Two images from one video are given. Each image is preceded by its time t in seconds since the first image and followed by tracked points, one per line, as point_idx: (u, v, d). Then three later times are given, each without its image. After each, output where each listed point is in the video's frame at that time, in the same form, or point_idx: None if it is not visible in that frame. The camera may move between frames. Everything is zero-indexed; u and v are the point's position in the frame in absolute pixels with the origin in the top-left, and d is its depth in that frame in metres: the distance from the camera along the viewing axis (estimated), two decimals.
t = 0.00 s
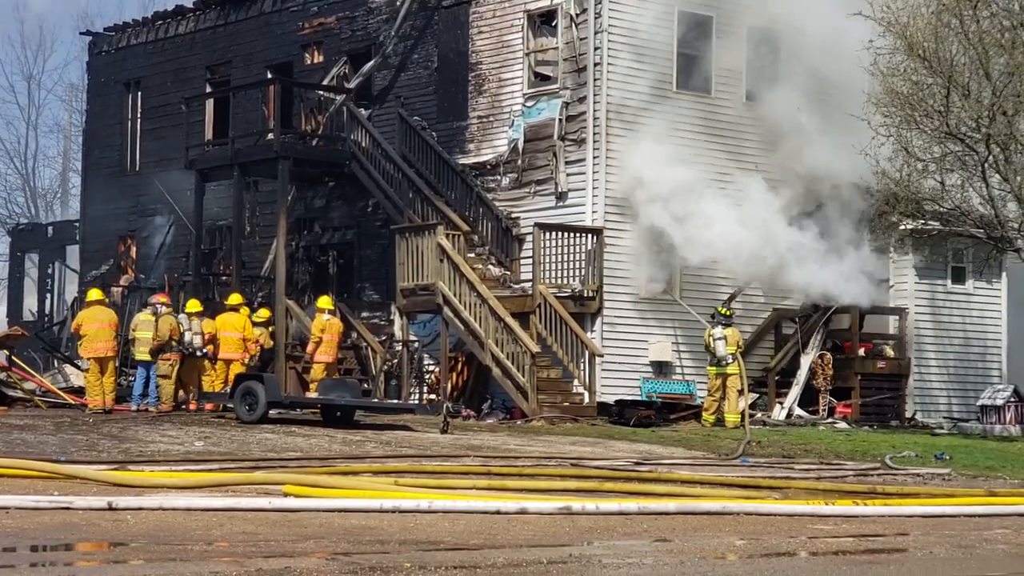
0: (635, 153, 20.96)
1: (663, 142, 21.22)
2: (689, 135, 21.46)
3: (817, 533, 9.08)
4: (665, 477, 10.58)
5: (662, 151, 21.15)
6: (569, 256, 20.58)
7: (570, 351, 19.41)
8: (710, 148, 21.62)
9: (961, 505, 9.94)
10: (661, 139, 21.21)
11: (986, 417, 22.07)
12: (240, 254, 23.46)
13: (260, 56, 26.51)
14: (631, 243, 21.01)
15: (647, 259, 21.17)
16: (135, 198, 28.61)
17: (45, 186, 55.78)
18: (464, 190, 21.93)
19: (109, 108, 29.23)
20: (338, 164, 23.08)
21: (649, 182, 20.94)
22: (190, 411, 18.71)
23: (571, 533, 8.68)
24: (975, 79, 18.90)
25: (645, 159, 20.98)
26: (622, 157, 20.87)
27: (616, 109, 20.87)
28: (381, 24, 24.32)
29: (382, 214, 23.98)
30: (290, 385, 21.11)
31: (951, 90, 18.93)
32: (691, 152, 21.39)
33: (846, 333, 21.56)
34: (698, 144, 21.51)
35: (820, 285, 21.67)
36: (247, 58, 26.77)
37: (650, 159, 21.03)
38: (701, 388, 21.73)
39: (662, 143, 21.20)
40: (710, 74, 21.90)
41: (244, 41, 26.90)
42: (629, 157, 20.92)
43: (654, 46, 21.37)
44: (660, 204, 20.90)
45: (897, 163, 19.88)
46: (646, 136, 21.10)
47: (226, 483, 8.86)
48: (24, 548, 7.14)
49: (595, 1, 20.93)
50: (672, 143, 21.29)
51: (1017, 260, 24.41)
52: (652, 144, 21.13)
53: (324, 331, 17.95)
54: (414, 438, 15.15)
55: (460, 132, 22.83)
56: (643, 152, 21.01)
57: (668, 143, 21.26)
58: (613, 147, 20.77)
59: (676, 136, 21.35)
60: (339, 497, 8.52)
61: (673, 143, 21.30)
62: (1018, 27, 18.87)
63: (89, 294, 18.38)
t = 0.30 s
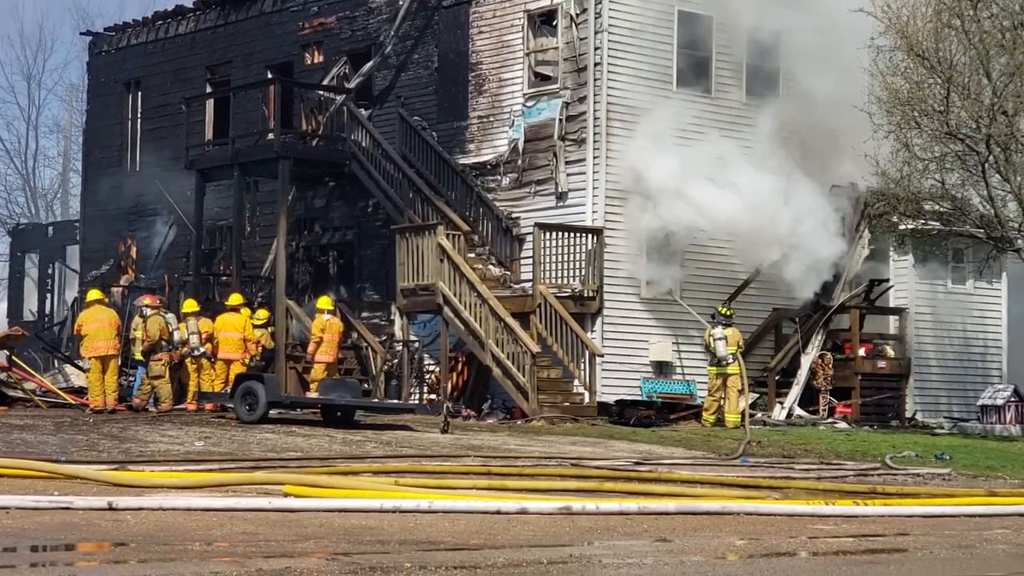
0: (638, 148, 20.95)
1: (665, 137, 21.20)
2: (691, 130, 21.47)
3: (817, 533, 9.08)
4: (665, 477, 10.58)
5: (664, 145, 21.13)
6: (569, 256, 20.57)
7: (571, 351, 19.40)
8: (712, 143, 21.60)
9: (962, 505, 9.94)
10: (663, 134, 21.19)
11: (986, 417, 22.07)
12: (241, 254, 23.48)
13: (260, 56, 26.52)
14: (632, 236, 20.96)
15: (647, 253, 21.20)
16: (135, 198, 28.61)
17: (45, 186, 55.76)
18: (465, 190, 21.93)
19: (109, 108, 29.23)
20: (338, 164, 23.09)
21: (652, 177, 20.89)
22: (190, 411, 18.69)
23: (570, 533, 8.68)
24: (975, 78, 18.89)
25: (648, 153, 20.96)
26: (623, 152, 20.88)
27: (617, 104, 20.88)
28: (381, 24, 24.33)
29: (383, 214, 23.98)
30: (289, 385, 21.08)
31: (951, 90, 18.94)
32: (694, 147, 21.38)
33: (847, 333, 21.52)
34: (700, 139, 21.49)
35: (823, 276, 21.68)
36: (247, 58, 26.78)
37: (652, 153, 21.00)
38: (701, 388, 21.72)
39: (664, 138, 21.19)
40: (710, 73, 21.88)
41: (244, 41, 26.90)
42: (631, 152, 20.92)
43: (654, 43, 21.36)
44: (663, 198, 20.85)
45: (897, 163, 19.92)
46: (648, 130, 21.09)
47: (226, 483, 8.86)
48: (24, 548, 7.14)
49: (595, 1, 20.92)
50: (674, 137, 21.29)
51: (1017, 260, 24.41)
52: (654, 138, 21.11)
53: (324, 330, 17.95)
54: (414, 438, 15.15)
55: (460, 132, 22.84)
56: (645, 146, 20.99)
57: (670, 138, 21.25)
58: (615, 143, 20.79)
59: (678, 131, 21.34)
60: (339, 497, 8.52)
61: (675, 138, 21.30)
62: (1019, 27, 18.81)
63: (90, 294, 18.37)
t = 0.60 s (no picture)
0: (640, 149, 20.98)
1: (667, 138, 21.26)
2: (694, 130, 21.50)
3: (817, 533, 9.09)
4: (665, 478, 10.59)
5: (663, 146, 21.16)
6: (569, 256, 20.56)
7: (570, 351, 19.40)
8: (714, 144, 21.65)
9: (962, 506, 9.94)
10: (665, 135, 21.23)
11: (986, 418, 22.07)
12: (241, 255, 23.51)
13: (260, 56, 26.52)
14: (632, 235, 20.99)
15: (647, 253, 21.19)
16: (135, 198, 28.63)
17: (45, 186, 55.78)
18: (465, 190, 21.93)
19: (109, 109, 29.24)
20: (338, 165, 23.09)
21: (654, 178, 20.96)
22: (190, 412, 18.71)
23: (570, 533, 8.69)
24: (974, 78, 18.85)
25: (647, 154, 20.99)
26: (626, 153, 20.92)
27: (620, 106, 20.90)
28: (381, 25, 24.32)
29: (382, 214, 23.98)
30: (289, 385, 21.08)
31: (950, 90, 18.93)
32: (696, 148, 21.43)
33: (847, 334, 21.54)
34: (701, 140, 21.53)
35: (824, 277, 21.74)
36: (247, 58, 26.78)
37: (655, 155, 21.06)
38: (702, 388, 21.71)
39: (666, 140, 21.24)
40: (710, 72, 21.87)
41: (244, 41, 26.90)
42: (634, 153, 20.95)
43: (654, 43, 21.36)
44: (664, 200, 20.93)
45: (897, 164, 19.91)
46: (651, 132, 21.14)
47: (226, 483, 8.86)
48: (24, 548, 7.16)
49: (595, 1, 20.91)
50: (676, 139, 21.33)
51: (1017, 260, 24.41)
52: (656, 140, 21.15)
53: (324, 331, 17.95)
54: (414, 438, 15.17)
55: (460, 133, 22.84)
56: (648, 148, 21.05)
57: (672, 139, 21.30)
58: (617, 144, 20.81)
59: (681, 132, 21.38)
60: (340, 498, 8.52)
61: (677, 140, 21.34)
62: (1019, 28, 18.75)
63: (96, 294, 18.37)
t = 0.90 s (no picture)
0: (642, 149, 21.00)
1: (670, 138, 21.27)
2: (696, 130, 21.53)
3: (817, 534, 9.09)
4: (665, 478, 10.59)
5: (663, 147, 21.17)
6: (570, 257, 20.56)
7: (570, 351, 19.38)
8: (716, 144, 21.67)
9: (962, 506, 9.94)
10: (666, 135, 21.25)
11: (986, 418, 22.05)
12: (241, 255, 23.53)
13: (260, 56, 26.52)
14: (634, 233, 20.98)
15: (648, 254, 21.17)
16: (136, 199, 28.65)
17: (46, 187, 55.81)
18: (465, 191, 21.92)
19: (110, 109, 29.24)
20: (338, 165, 23.10)
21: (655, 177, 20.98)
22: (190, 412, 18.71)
23: (571, 533, 8.70)
24: (974, 79, 18.83)
25: (647, 156, 21.00)
26: (627, 154, 20.91)
27: (621, 104, 20.91)
28: (381, 25, 24.32)
29: (382, 214, 23.97)
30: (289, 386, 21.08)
31: (950, 90, 18.88)
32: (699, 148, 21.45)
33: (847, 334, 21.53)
34: (701, 142, 21.54)
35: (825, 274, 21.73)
36: (247, 58, 26.78)
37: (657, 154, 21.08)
38: (702, 389, 21.70)
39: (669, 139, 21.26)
40: (709, 73, 21.87)
41: (244, 42, 26.91)
42: (636, 153, 20.94)
43: (654, 46, 21.35)
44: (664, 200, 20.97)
45: (897, 165, 19.89)
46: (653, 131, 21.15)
47: (227, 484, 8.87)
48: (25, 549, 7.16)
49: (595, 2, 20.90)
50: (679, 138, 21.34)
51: (1017, 260, 24.41)
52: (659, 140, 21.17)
53: (323, 331, 17.99)
54: (414, 439, 15.17)
55: (460, 133, 22.84)
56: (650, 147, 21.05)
57: (674, 139, 21.31)
58: (619, 143, 20.82)
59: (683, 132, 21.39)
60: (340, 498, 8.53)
61: (679, 139, 21.35)
62: (1019, 27, 18.76)
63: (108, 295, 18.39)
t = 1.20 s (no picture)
0: (642, 150, 21.01)
1: (670, 139, 21.28)
2: (696, 131, 21.53)
3: (817, 534, 9.10)
4: (665, 478, 10.61)
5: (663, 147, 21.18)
6: (569, 257, 20.55)
7: (570, 352, 19.39)
8: (716, 146, 21.67)
9: (962, 506, 9.95)
10: (666, 136, 21.26)
11: (986, 418, 22.05)
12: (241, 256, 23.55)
13: (260, 57, 26.53)
14: (633, 233, 20.98)
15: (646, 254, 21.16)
16: (136, 200, 28.65)
17: (46, 188, 55.81)
18: (465, 191, 21.93)
19: (110, 110, 29.23)
20: (338, 166, 23.11)
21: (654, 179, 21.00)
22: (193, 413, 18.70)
23: (571, 533, 8.71)
24: (974, 79, 18.83)
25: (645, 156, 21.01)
26: (626, 154, 20.91)
27: (621, 106, 20.92)
28: (381, 26, 24.31)
29: (382, 215, 23.97)
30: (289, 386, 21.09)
31: (950, 91, 18.90)
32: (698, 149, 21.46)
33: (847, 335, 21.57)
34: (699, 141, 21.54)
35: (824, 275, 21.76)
36: (247, 59, 26.79)
37: (657, 156, 21.09)
38: (702, 390, 21.71)
39: (668, 141, 21.26)
40: (709, 74, 21.88)
41: (244, 43, 26.91)
42: (635, 155, 20.95)
43: (654, 48, 21.36)
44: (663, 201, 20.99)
45: (898, 165, 19.84)
46: (653, 133, 21.15)
47: (227, 484, 8.88)
48: (26, 549, 7.16)
49: (595, 2, 20.90)
50: (679, 140, 21.35)
51: (1017, 261, 24.40)
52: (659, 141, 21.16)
53: (325, 333, 18.00)
54: (415, 440, 15.17)
55: (460, 134, 22.84)
56: (650, 149, 21.06)
57: (674, 141, 21.32)
58: (618, 144, 20.82)
59: (682, 134, 21.40)
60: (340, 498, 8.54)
61: (679, 141, 21.35)
62: (1018, 28, 18.81)
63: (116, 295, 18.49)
